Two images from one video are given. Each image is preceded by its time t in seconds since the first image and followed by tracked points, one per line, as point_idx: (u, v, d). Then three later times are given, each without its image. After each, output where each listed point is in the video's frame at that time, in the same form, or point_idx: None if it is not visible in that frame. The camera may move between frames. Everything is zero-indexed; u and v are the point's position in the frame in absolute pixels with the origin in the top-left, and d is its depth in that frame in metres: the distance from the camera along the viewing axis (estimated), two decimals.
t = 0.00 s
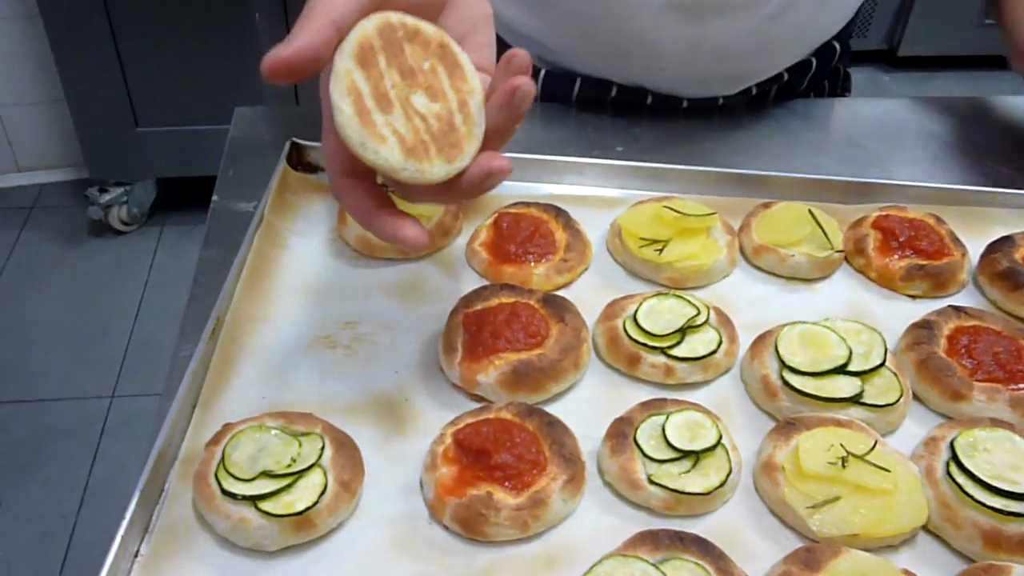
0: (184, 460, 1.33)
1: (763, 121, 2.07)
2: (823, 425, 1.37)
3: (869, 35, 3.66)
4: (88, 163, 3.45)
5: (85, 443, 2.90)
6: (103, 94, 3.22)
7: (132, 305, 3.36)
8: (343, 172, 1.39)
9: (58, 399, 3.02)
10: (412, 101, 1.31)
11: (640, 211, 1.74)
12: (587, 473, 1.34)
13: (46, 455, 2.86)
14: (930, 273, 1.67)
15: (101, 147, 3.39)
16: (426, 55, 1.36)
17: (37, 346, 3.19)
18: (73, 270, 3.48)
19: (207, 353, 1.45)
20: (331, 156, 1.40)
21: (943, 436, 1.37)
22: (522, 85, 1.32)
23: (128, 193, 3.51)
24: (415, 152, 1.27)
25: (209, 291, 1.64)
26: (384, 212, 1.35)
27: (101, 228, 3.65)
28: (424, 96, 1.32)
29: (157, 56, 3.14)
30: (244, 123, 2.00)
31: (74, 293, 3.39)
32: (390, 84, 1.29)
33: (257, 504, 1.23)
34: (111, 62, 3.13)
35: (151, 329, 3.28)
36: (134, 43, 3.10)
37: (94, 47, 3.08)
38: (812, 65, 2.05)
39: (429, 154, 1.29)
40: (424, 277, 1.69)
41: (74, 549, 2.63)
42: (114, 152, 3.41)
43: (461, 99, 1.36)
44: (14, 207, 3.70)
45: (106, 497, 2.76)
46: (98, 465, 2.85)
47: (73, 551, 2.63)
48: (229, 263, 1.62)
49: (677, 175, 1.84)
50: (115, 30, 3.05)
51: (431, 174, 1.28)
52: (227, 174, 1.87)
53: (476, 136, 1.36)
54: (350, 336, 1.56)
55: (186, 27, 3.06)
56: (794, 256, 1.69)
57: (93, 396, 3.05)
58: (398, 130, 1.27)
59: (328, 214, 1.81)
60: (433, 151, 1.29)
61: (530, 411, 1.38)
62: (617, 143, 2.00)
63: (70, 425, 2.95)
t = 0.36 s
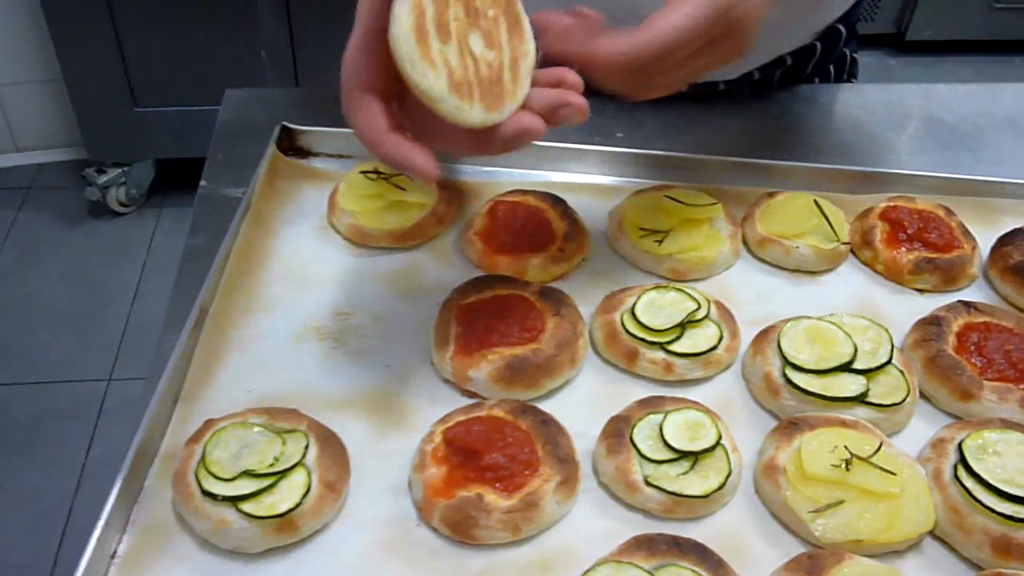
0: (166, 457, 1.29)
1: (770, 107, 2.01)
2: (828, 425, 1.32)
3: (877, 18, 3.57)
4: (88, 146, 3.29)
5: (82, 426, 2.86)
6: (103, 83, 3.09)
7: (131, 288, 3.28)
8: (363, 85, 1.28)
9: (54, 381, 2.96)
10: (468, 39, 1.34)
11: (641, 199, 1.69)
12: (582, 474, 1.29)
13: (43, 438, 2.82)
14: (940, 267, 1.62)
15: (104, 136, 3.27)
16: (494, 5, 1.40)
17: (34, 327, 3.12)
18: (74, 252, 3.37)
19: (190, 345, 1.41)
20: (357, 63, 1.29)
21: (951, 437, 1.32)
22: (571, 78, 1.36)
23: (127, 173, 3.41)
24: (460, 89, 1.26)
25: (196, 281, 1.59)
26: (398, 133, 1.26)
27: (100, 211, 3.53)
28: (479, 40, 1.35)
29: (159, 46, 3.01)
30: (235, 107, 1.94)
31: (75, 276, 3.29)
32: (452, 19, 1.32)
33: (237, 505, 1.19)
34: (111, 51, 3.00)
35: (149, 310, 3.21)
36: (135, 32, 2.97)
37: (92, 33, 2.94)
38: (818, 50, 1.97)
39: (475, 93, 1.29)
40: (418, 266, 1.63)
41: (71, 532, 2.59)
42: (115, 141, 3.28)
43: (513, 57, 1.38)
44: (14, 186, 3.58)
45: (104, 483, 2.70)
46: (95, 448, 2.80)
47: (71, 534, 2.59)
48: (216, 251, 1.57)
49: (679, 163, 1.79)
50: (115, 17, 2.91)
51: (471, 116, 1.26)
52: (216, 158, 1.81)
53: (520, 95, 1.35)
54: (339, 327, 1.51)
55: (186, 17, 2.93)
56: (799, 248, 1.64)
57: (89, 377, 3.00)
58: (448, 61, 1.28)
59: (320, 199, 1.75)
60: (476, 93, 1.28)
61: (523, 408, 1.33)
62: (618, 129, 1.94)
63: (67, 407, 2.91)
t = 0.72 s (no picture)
0: (127, 472, 1.25)
1: (744, 101, 1.99)
2: (800, 427, 1.30)
3: (854, 7, 3.56)
4: (63, 146, 3.16)
5: (59, 426, 2.77)
6: (73, 79, 2.97)
7: (104, 285, 3.18)
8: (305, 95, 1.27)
9: (27, 381, 2.87)
10: (421, 78, 1.22)
11: (611, 199, 1.67)
12: (552, 480, 1.27)
13: (19, 438, 2.73)
14: (912, 263, 1.61)
15: (78, 136, 3.14)
16: (454, 52, 1.27)
17: (8, 328, 3.02)
18: (47, 251, 3.26)
19: (152, 355, 1.38)
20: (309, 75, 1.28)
21: (924, 437, 1.31)
22: (493, 158, 1.33)
23: (101, 170, 3.28)
24: (395, 124, 1.19)
25: (160, 287, 1.55)
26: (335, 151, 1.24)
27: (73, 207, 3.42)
28: (430, 84, 1.23)
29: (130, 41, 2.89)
30: (201, 107, 1.89)
31: (48, 274, 3.19)
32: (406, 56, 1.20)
33: (200, 521, 1.16)
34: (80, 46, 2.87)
35: (127, 308, 3.11)
36: (104, 27, 2.84)
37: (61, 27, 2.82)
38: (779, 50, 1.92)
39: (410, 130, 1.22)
40: (386, 270, 1.61)
41: (48, 535, 2.50)
42: (88, 138, 3.15)
43: (458, 106, 1.29)
44: None
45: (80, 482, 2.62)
46: (73, 448, 2.72)
47: (48, 537, 2.50)
48: (178, 258, 1.53)
49: (651, 161, 1.77)
50: (85, 13, 2.79)
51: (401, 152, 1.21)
52: (181, 161, 1.77)
53: (453, 145, 1.29)
54: (305, 334, 1.48)
55: (157, 10, 2.81)
56: (772, 246, 1.62)
57: (66, 377, 2.90)
58: (391, 95, 1.18)
59: (286, 201, 1.71)
60: (410, 133, 1.21)
61: (492, 416, 1.31)
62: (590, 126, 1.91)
63: (43, 408, 2.81)
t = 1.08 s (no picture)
0: (105, 497, 1.24)
1: (726, 112, 1.98)
2: (784, 444, 1.30)
3: (836, 13, 3.57)
4: (42, 158, 3.13)
5: (42, 440, 2.73)
6: (53, 90, 2.93)
7: (85, 296, 3.15)
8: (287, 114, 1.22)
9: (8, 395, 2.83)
10: (392, 109, 1.26)
11: (593, 213, 1.67)
12: (536, 500, 1.26)
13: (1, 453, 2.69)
14: (895, 276, 1.61)
15: (59, 147, 3.10)
16: (425, 79, 1.29)
17: None
18: (27, 263, 3.22)
19: (130, 377, 1.36)
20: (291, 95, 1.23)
21: (907, 452, 1.31)
22: (455, 172, 1.35)
23: (83, 181, 3.24)
24: (369, 156, 1.23)
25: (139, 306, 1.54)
26: (330, 174, 1.24)
27: (53, 218, 3.38)
28: (402, 113, 1.27)
29: (111, 51, 2.86)
30: (180, 122, 1.88)
31: (28, 286, 3.15)
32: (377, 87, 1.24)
33: (179, 547, 1.15)
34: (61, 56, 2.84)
35: (110, 320, 3.07)
36: (85, 36, 2.81)
37: (41, 39, 2.79)
38: (760, 63, 1.93)
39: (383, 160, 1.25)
40: (368, 287, 1.59)
41: (31, 551, 2.46)
42: (69, 148, 3.11)
43: (432, 133, 1.30)
44: None
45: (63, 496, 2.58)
46: (55, 462, 2.68)
47: (30, 552, 2.46)
48: (158, 277, 1.52)
49: (634, 175, 1.77)
50: (65, 24, 2.76)
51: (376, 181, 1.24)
52: (159, 177, 1.75)
53: (428, 172, 1.31)
54: (286, 353, 1.46)
55: (138, 20, 2.78)
56: (755, 260, 1.62)
57: (47, 390, 2.86)
58: (364, 128, 1.23)
59: (266, 217, 1.70)
60: (385, 163, 1.25)
61: (475, 436, 1.30)
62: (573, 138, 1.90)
63: (25, 421, 2.77)
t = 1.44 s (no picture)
0: (103, 501, 1.23)
1: (727, 111, 1.97)
2: (786, 446, 1.29)
3: (837, 10, 3.56)
4: (42, 157, 3.12)
5: (44, 440, 2.73)
6: (53, 89, 2.92)
7: (86, 296, 3.14)
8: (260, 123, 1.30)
9: (9, 395, 2.82)
10: (362, 114, 1.32)
11: (594, 213, 1.66)
12: (537, 503, 1.26)
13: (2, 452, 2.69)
14: (898, 275, 1.60)
15: (59, 147, 3.10)
16: (395, 85, 1.36)
17: None
18: (27, 263, 3.21)
19: (129, 380, 1.35)
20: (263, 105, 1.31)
21: (910, 454, 1.30)
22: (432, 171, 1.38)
23: (84, 181, 3.23)
24: (339, 159, 1.27)
25: (138, 308, 1.53)
26: (305, 179, 1.27)
27: (53, 218, 3.37)
28: (372, 117, 1.32)
29: (111, 51, 2.85)
30: (178, 123, 1.87)
31: (29, 286, 3.14)
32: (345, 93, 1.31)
33: (178, 552, 1.14)
34: (61, 55, 2.84)
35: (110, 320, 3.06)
36: (84, 36, 2.80)
37: (40, 40, 2.78)
38: (762, 61, 1.93)
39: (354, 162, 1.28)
40: (368, 288, 1.59)
41: (32, 552, 2.45)
42: (68, 147, 3.10)
43: (405, 136, 1.34)
44: None
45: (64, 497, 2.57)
46: (56, 462, 2.67)
47: (31, 553, 2.46)
48: (156, 279, 1.51)
49: (635, 174, 1.76)
50: (64, 22, 2.75)
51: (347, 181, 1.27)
52: (157, 178, 1.74)
53: (405, 174, 1.33)
54: (285, 356, 1.46)
55: (138, 18, 2.77)
56: (756, 260, 1.61)
57: (48, 390, 2.85)
58: (332, 133, 1.28)
59: (265, 219, 1.69)
60: (357, 166, 1.29)
61: (475, 438, 1.29)
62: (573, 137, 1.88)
63: (27, 421, 2.77)
